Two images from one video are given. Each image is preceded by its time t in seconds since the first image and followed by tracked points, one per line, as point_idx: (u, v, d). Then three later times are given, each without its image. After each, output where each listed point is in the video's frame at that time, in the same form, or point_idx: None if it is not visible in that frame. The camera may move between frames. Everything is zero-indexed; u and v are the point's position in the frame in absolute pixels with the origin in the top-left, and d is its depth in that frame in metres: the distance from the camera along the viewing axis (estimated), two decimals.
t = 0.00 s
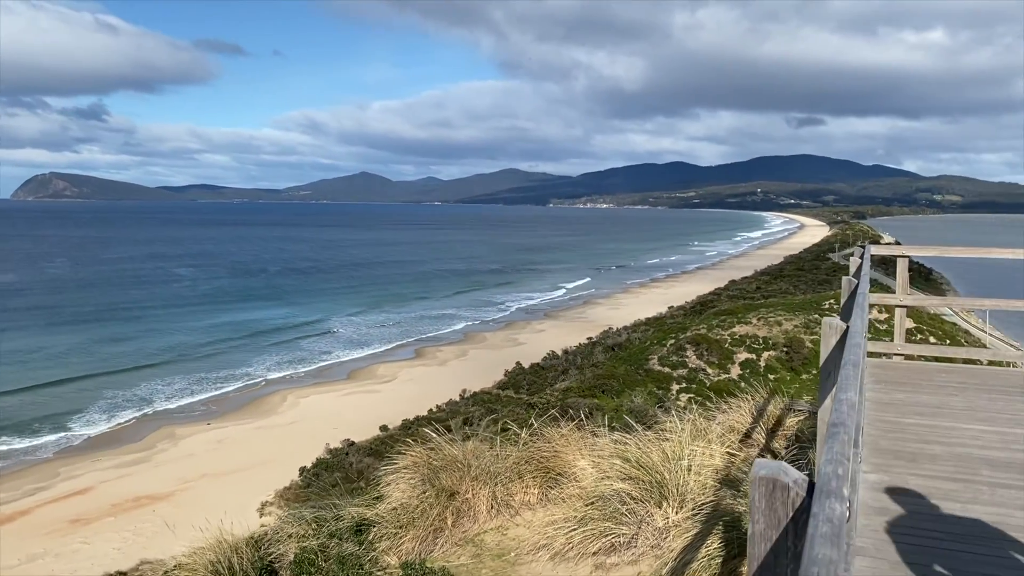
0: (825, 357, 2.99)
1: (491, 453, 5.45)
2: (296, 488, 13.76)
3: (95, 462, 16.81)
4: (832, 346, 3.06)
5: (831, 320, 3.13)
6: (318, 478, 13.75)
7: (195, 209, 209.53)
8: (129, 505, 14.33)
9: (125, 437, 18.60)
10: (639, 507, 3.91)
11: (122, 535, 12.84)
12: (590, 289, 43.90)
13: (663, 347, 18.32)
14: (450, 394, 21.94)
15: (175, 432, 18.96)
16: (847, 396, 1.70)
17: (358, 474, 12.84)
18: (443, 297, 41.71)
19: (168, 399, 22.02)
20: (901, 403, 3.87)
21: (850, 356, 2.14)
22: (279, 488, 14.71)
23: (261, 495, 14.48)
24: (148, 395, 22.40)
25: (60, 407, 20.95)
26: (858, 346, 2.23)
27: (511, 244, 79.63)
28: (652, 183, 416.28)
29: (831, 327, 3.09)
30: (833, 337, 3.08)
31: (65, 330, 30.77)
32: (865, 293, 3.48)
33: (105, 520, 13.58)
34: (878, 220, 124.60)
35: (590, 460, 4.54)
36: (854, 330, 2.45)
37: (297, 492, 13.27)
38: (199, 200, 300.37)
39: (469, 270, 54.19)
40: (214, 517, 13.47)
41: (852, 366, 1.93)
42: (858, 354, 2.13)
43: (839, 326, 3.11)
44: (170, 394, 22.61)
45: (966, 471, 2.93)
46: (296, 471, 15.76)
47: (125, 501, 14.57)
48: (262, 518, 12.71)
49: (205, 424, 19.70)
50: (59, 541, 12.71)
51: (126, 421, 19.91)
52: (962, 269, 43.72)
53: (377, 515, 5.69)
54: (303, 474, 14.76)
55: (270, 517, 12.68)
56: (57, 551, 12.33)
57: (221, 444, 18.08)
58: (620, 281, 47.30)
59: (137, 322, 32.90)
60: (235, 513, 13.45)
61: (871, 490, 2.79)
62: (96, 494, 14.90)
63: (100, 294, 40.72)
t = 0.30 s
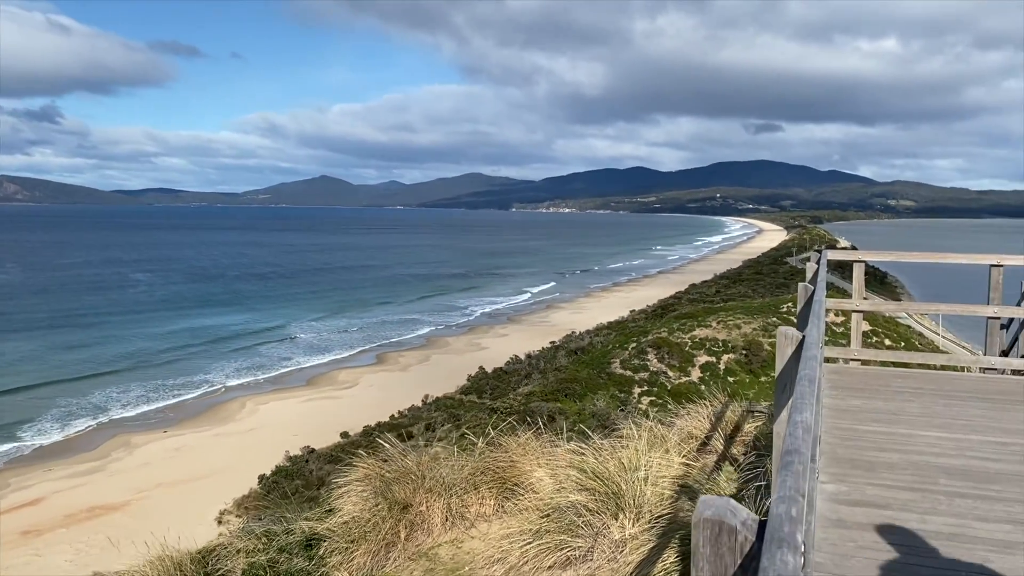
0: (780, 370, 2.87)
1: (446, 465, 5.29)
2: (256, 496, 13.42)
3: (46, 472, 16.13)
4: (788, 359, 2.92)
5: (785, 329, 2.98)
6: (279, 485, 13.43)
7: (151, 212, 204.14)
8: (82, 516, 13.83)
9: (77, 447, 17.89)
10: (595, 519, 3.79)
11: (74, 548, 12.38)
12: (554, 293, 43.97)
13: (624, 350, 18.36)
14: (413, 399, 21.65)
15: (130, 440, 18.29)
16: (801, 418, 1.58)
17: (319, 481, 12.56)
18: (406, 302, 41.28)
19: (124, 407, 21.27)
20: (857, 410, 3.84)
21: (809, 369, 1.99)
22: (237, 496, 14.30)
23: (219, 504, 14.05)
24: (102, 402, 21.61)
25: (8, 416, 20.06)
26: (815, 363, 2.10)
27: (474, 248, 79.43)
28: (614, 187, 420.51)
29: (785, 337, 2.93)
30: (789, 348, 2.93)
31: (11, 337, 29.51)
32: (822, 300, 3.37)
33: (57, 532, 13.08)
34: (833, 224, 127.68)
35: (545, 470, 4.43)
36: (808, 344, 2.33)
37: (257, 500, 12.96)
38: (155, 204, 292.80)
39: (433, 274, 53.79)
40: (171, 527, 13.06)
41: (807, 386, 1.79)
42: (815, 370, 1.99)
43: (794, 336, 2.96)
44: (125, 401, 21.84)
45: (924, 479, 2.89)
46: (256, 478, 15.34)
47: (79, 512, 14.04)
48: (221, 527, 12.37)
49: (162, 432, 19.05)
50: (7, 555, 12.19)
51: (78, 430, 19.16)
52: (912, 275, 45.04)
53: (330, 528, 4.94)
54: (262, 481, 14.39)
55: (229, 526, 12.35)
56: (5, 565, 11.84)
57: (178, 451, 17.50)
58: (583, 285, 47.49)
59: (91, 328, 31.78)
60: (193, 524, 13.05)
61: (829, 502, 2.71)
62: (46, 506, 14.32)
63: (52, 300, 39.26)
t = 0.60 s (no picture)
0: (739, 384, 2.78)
1: (401, 477, 5.12)
2: (216, 502, 13.09)
3: None
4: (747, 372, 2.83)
5: (741, 342, 2.89)
6: (240, 491, 13.13)
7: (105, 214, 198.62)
8: (36, 526, 13.38)
9: (29, 455, 17.21)
10: (553, 532, 3.66)
11: (27, 558, 11.99)
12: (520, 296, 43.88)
13: (589, 352, 18.35)
14: (376, 404, 21.31)
15: (87, 447, 17.64)
16: (758, 446, 1.47)
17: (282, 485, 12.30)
18: (371, 305, 40.76)
19: (80, 413, 20.56)
20: (817, 417, 3.79)
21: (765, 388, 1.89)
22: (196, 503, 13.87)
23: (178, 511, 13.61)
24: (58, 409, 20.87)
25: None
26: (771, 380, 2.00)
27: (440, 251, 78.93)
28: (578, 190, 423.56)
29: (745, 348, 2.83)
30: (747, 362, 2.84)
31: None
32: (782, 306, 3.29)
33: (9, 542, 12.63)
34: (793, 228, 130.11)
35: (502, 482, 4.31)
36: (768, 356, 2.24)
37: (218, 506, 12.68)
38: (112, 207, 285.03)
39: (398, 278, 53.26)
40: (128, 536, 12.69)
41: (765, 407, 1.68)
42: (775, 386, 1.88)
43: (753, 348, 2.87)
44: (81, 407, 21.11)
45: (885, 491, 2.84)
46: (216, 484, 14.93)
47: (32, 521, 13.58)
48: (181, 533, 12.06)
49: (119, 438, 18.44)
50: None
51: (31, 437, 18.46)
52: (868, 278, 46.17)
53: (279, 544, 4.72)
54: (222, 488, 14.02)
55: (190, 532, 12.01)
56: None
57: (137, 457, 16.95)
58: (549, 288, 47.52)
59: (45, 333, 30.69)
60: (150, 532, 12.67)
61: (790, 516, 2.62)
62: None
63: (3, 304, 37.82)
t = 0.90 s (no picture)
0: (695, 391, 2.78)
1: (356, 485, 4.94)
2: (178, 508, 12.72)
3: None
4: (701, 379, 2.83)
5: (698, 347, 2.90)
6: (203, 495, 12.77)
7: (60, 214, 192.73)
8: None
9: None
10: (510, 541, 3.51)
11: None
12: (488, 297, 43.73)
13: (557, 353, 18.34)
14: (343, 406, 20.96)
15: (44, 453, 16.98)
16: (703, 466, 1.37)
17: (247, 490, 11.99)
18: (338, 306, 40.23)
19: (36, 418, 19.83)
20: (779, 420, 3.74)
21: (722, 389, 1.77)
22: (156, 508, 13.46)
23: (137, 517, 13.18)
24: (12, 414, 20.09)
25: None
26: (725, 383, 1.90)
27: (407, 252, 78.32)
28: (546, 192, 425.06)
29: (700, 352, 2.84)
30: (701, 367, 2.85)
31: None
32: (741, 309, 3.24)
33: None
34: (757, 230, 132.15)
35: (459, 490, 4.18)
36: (724, 361, 2.07)
37: (180, 512, 12.31)
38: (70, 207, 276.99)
39: (365, 279, 52.67)
40: (86, 544, 12.22)
41: (718, 419, 1.54)
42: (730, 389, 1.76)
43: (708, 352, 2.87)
44: (36, 413, 20.36)
45: (847, 497, 2.78)
46: (178, 489, 14.49)
47: None
48: (140, 540, 11.77)
49: (78, 443, 17.81)
50: None
51: None
52: (829, 279, 47.11)
53: (225, 555, 4.49)
54: (184, 492, 13.61)
55: (150, 539, 11.75)
56: None
57: (96, 462, 16.39)
58: (517, 288, 47.49)
59: None
60: (108, 540, 12.22)
61: (749, 526, 2.54)
62: None
63: None
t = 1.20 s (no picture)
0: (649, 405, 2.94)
1: (312, 495, 4.72)
2: (145, 511, 12.42)
3: None
4: (658, 393, 2.99)
5: (654, 361, 3.06)
6: (171, 498, 12.47)
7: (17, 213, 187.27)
8: None
9: None
10: (467, 555, 3.43)
11: None
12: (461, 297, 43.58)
13: (528, 353, 18.33)
14: (314, 407, 20.68)
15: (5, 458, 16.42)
16: (650, 488, 1.13)
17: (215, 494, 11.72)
18: (308, 307, 39.73)
19: None
20: (746, 426, 3.73)
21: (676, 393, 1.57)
22: (124, 513, 13.13)
23: (104, 521, 12.85)
24: None
25: None
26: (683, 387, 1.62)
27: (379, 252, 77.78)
28: (518, 191, 425.78)
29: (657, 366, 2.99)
30: (660, 383, 3.00)
31: None
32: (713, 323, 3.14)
33: None
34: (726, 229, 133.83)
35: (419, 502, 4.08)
36: (676, 378, 1.69)
37: (148, 516, 12.02)
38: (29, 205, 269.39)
39: (336, 279, 52.12)
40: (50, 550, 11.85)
41: (663, 452, 1.25)
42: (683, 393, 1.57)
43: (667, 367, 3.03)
44: None
45: (814, 507, 2.78)
46: (145, 493, 14.14)
47: None
48: (106, 545, 11.49)
49: (41, 447, 17.28)
50: None
51: None
52: (795, 280, 47.97)
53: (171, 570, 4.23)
54: (152, 496, 13.31)
55: (116, 544, 11.47)
56: None
57: (59, 467, 15.92)
58: (489, 289, 47.46)
59: None
60: (72, 547, 11.87)
61: (713, 541, 2.50)
62: None
63: None
